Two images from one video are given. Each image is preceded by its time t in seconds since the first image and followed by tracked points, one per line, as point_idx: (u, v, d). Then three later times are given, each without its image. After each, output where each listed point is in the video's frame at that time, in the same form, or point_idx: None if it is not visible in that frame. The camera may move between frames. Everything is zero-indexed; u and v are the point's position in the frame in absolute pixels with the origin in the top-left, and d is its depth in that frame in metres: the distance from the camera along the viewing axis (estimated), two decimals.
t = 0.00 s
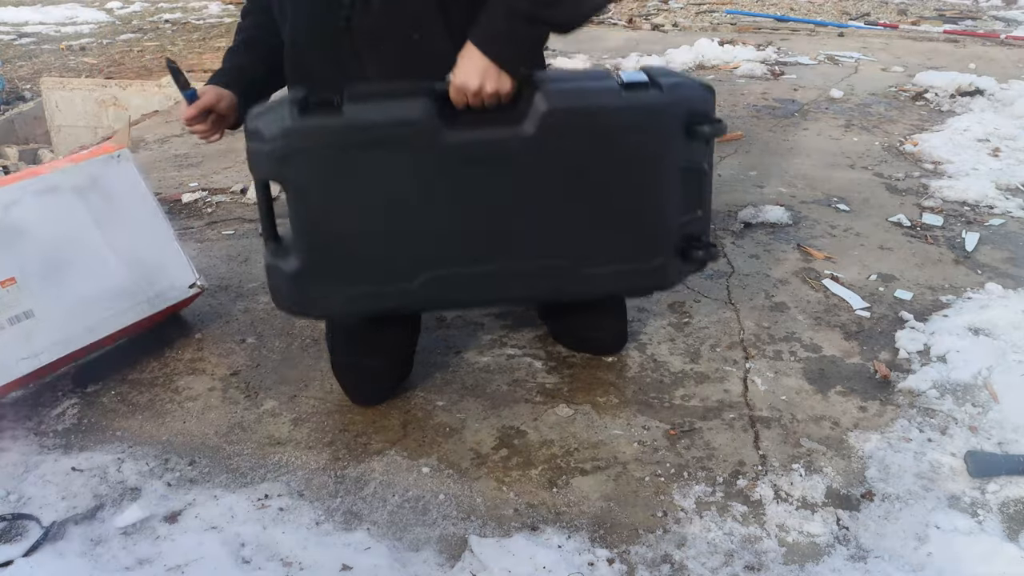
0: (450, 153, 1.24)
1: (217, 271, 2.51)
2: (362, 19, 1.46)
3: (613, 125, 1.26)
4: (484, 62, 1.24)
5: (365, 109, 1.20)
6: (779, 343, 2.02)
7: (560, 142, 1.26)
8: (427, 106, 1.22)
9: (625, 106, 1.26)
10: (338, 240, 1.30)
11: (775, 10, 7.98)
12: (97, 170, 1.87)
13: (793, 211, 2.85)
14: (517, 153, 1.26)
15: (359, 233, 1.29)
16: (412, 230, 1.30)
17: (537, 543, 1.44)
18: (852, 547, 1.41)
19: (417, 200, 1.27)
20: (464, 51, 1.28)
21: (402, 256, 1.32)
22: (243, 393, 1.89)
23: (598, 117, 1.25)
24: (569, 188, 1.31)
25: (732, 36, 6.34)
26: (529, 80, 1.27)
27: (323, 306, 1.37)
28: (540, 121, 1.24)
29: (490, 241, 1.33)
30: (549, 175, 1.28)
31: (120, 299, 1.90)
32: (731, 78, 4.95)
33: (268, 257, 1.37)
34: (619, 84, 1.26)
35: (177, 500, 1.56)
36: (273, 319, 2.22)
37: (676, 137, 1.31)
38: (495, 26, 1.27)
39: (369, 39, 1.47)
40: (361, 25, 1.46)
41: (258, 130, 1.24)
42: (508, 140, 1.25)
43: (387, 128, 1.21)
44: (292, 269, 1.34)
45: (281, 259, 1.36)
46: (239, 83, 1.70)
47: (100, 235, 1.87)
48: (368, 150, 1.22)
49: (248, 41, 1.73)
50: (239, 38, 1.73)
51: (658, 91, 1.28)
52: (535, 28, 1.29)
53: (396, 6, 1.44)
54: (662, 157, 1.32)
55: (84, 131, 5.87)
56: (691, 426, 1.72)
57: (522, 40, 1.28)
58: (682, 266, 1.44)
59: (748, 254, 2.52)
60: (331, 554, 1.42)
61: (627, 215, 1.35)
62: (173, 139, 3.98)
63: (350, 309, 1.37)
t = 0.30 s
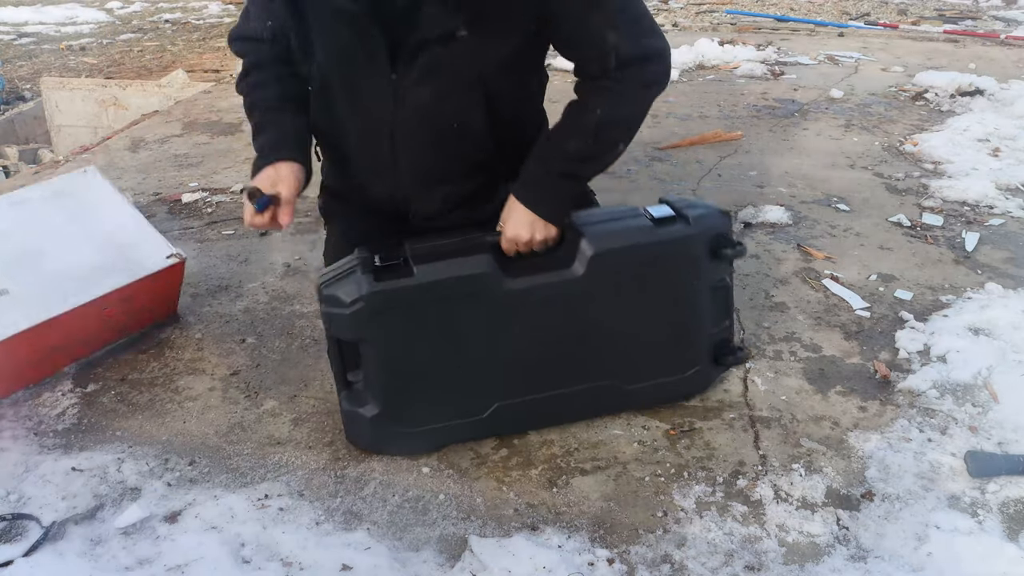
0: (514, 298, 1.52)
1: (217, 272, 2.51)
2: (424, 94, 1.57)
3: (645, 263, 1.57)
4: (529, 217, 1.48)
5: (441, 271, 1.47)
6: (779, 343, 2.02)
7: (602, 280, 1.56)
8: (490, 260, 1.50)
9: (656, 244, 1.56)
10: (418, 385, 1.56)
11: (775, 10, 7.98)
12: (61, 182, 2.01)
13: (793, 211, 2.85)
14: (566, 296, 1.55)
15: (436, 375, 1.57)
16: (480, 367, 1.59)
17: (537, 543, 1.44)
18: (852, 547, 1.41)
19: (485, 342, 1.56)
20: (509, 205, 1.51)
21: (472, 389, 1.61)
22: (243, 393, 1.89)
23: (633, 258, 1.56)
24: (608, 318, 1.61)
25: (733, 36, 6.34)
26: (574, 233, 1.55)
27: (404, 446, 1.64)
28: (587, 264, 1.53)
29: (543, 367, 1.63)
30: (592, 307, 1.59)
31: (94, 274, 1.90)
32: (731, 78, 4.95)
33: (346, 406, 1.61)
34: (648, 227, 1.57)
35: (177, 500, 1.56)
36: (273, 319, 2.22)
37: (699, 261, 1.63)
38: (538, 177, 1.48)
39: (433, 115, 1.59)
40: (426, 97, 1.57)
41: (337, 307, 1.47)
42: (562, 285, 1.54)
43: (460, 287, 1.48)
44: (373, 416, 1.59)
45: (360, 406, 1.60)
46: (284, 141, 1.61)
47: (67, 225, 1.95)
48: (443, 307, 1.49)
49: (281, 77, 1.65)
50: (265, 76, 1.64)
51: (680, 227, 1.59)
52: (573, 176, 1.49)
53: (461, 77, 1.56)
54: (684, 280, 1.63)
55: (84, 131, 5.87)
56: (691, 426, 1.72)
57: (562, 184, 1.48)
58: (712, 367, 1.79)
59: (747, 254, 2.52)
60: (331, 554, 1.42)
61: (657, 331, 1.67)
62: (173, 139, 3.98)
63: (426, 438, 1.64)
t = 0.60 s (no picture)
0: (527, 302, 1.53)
1: (217, 272, 2.51)
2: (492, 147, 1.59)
3: (654, 266, 1.59)
4: (547, 215, 1.57)
5: (456, 276, 1.47)
6: (779, 343, 2.02)
7: (611, 282, 1.57)
8: (502, 265, 1.51)
9: (666, 248, 1.58)
10: (426, 386, 1.56)
11: (775, 10, 7.98)
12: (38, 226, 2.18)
13: (793, 210, 2.85)
14: (576, 298, 1.56)
15: (445, 378, 1.56)
16: (488, 368, 1.58)
17: (537, 543, 1.44)
18: (852, 547, 1.41)
19: (494, 344, 1.55)
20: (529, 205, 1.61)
21: (479, 390, 1.60)
22: (243, 393, 1.89)
23: (642, 262, 1.58)
24: (615, 319, 1.62)
25: (733, 36, 6.33)
26: (588, 235, 1.59)
27: (411, 447, 1.63)
28: (599, 269, 1.55)
29: (549, 368, 1.63)
30: (599, 308, 1.59)
31: (81, 256, 2.01)
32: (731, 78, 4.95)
33: (353, 409, 1.59)
34: (658, 232, 1.59)
35: (176, 499, 1.56)
36: (273, 319, 2.22)
37: (705, 264, 1.65)
38: (562, 188, 1.60)
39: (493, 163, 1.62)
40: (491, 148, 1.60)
41: (347, 320, 1.46)
42: (572, 287, 1.55)
43: (470, 289, 1.48)
44: (380, 420, 1.57)
45: (366, 410, 1.58)
46: (357, 223, 1.53)
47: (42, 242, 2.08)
48: (454, 309, 1.49)
49: (339, 149, 1.52)
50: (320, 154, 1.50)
51: (687, 232, 1.62)
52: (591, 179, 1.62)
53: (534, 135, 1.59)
54: (690, 284, 1.65)
55: (84, 130, 5.88)
56: (691, 426, 1.72)
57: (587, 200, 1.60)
58: (713, 368, 1.80)
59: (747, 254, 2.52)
60: (331, 554, 1.42)
61: (662, 333, 1.69)
62: (173, 139, 3.98)
63: (433, 441, 1.63)
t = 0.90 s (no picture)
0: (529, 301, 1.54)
1: (217, 272, 2.51)
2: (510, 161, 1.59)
3: (654, 267, 1.59)
4: (547, 211, 1.60)
5: (456, 277, 1.47)
6: (779, 343, 2.02)
7: (611, 283, 1.57)
8: (502, 266, 1.51)
9: (666, 249, 1.58)
10: (426, 387, 1.56)
11: (775, 10, 7.97)
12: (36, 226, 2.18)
13: (793, 210, 2.85)
14: (577, 298, 1.57)
15: (445, 377, 1.56)
16: (489, 369, 1.58)
17: (537, 543, 1.44)
18: (852, 547, 1.41)
19: (495, 345, 1.56)
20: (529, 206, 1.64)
21: (479, 391, 1.60)
22: (243, 393, 1.89)
23: (642, 264, 1.58)
24: (616, 320, 1.62)
25: (733, 36, 6.33)
26: (588, 237, 1.57)
27: (411, 448, 1.62)
28: (599, 271, 1.55)
29: (550, 368, 1.63)
30: (598, 309, 1.60)
31: (80, 256, 2.02)
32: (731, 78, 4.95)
33: (353, 410, 1.59)
34: (659, 233, 1.59)
35: (176, 499, 1.56)
36: (273, 319, 2.22)
37: (705, 265, 1.65)
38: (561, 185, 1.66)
39: (509, 178, 1.62)
40: (507, 160, 1.60)
41: (348, 327, 1.46)
42: (572, 289, 1.55)
43: (470, 290, 1.48)
44: (381, 421, 1.57)
45: (367, 410, 1.58)
46: (362, 237, 1.48)
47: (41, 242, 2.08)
48: (453, 310, 1.49)
49: (353, 156, 1.47)
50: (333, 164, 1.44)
51: (687, 233, 1.63)
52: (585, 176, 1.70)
53: (555, 158, 1.58)
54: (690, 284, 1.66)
55: (84, 130, 5.88)
56: (691, 426, 1.72)
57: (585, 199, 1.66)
58: (714, 368, 1.80)
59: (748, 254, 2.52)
60: (331, 554, 1.42)
61: (663, 334, 1.69)
62: (173, 139, 3.98)
63: (434, 440, 1.62)
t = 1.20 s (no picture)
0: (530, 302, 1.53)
1: (217, 272, 2.51)
2: (473, 147, 1.60)
3: (655, 268, 1.59)
4: (547, 212, 1.60)
5: (456, 278, 1.47)
6: (779, 343, 2.02)
7: (612, 284, 1.57)
8: (502, 267, 1.51)
9: (667, 250, 1.59)
10: (426, 388, 1.55)
11: (775, 10, 7.97)
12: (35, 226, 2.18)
13: (793, 210, 2.85)
14: (578, 299, 1.57)
15: (445, 378, 1.56)
16: (489, 370, 1.58)
17: (538, 543, 1.44)
18: (852, 547, 1.41)
19: (495, 346, 1.55)
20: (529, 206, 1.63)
21: (480, 392, 1.60)
22: (243, 393, 1.89)
23: (643, 265, 1.58)
24: (616, 321, 1.62)
25: (733, 36, 6.33)
26: (588, 238, 1.59)
27: (412, 448, 1.62)
28: (599, 272, 1.55)
29: (550, 369, 1.63)
30: (599, 310, 1.60)
31: (79, 256, 2.02)
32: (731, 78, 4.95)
33: (353, 410, 1.59)
34: (660, 234, 1.59)
35: (176, 499, 1.56)
36: (273, 319, 2.22)
37: (706, 267, 1.65)
38: (561, 188, 1.64)
39: (476, 164, 1.63)
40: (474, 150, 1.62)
41: (348, 329, 1.46)
42: (572, 289, 1.55)
43: (471, 291, 1.48)
44: (381, 421, 1.57)
45: (367, 411, 1.58)
46: (352, 232, 1.48)
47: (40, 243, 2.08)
48: (454, 311, 1.49)
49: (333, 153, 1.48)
50: (312, 164, 1.46)
51: (687, 234, 1.63)
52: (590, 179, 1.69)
53: (516, 139, 1.59)
54: (691, 286, 1.66)
55: (84, 130, 5.88)
56: (691, 426, 1.72)
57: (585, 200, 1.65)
58: (713, 368, 1.80)
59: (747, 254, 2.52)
60: (331, 554, 1.42)
61: (664, 335, 1.69)
62: (174, 139, 3.98)
63: (433, 440, 1.62)
